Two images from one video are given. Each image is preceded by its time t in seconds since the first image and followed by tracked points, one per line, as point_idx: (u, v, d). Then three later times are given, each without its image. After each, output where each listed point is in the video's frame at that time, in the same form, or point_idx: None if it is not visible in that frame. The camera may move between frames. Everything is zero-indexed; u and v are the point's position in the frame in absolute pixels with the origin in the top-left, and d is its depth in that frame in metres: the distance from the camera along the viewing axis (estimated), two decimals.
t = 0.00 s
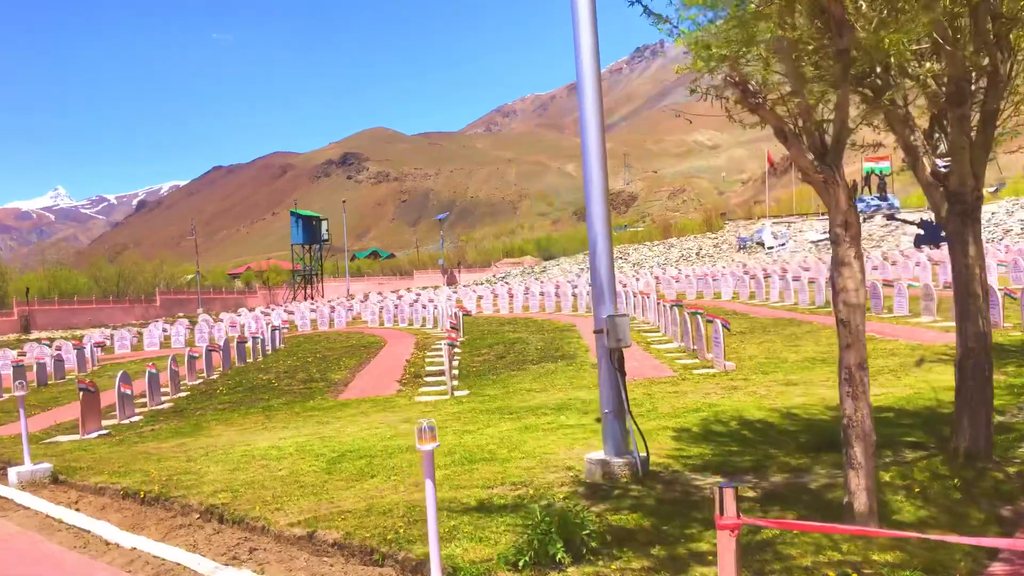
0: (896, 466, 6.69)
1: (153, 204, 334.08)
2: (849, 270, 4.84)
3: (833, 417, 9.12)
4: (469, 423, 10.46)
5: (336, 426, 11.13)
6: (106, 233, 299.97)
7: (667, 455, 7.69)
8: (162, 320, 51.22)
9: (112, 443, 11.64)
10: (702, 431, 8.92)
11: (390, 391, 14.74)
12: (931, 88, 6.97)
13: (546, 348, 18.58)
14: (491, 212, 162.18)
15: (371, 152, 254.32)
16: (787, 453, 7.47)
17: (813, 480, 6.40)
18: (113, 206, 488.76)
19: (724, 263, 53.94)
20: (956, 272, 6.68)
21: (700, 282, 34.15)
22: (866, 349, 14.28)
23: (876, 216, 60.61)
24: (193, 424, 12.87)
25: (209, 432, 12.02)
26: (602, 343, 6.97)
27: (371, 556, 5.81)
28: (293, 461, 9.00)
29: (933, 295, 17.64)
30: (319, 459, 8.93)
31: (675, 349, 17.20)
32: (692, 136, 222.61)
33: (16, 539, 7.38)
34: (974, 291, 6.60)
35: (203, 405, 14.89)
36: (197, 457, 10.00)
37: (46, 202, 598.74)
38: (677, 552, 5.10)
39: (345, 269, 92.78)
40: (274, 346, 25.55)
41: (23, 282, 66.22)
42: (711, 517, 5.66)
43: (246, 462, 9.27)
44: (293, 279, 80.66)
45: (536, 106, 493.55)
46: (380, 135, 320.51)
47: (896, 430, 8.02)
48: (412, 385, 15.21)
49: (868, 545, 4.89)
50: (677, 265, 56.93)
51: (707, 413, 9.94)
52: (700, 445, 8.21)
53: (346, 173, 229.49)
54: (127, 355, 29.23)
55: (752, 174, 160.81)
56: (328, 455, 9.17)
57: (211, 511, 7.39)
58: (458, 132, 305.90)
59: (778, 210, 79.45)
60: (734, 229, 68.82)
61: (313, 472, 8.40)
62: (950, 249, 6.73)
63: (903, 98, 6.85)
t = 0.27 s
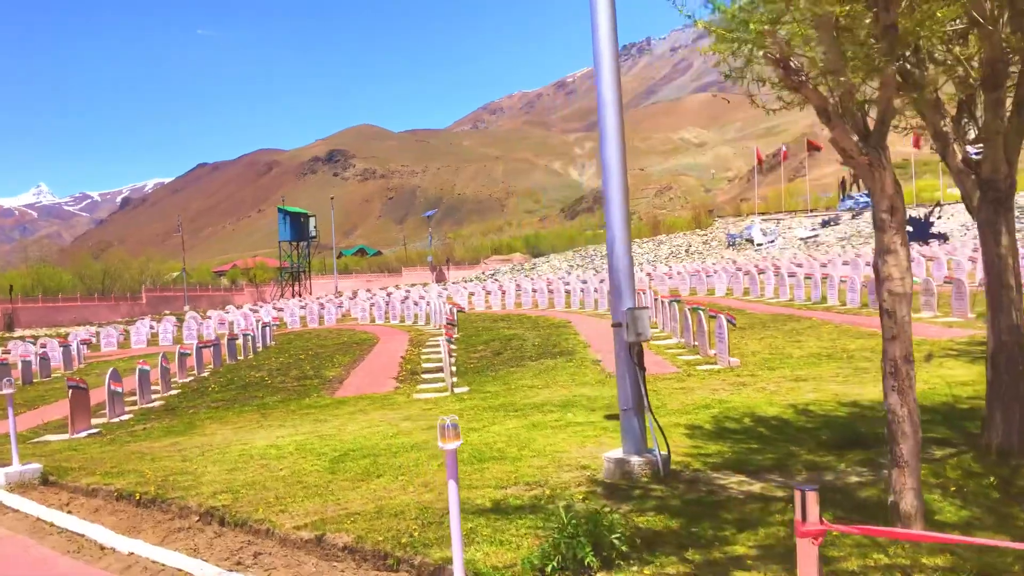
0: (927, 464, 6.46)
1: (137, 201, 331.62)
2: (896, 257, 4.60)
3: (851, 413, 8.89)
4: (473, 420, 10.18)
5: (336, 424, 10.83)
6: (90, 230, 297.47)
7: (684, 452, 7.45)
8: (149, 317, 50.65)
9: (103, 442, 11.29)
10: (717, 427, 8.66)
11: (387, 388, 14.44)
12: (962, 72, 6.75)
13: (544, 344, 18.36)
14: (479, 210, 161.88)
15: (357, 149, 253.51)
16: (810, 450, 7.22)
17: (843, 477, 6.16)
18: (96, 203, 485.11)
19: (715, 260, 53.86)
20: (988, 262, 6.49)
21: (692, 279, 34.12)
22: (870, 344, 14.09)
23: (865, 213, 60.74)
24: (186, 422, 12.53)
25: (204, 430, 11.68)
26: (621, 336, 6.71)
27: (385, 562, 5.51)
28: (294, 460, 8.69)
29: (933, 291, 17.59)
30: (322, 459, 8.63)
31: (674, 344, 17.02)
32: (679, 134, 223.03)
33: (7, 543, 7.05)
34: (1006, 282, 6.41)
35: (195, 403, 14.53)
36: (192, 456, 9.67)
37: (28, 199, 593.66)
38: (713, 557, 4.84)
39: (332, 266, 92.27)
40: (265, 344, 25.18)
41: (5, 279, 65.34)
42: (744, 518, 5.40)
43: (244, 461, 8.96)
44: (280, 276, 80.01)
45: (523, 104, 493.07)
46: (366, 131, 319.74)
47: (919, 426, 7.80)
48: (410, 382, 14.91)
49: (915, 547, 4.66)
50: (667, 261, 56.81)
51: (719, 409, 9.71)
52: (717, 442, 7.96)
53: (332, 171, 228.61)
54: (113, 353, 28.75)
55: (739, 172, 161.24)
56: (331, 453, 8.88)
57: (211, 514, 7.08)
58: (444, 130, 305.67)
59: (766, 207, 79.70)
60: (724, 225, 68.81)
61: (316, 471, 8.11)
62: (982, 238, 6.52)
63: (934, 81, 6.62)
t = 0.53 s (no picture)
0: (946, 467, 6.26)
1: (112, 195, 327.59)
2: (935, 257, 4.39)
3: (858, 414, 8.69)
4: (468, 422, 9.91)
5: (327, 425, 10.53)
6: (63, 225, 293.31)
7: (693, 453, 7.23)
8: (125, 313, 49.86)
9: (82, 443, 10.89)
10: (722, 428, 8.44)
11: (376, 387, 14.15)
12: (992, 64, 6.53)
13: (534, 341, 18.14)
14: (458, 205, 161.33)
15: (336, 143, 252.03)
16: (823, 453, 7.00)
17: (862, 482, 5.96)
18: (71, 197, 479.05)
19: (697, 256, 53.88)
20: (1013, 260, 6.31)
21: (677, 275, 34.11)
22: (865, 342, 13.97)
23: (845, 209, 61.07)
24: (169, 423, 12.18)
25: (189, 431, 11.32)
26: (632, 337, 6.48)
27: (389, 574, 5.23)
28: (286, 463, 8.39)
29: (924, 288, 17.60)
30: (315, 462, 8.33)
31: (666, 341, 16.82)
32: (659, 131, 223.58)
33: None
34: None
35: (178, 402, 14.15)
36: (178, 458, 9.33)
37: None
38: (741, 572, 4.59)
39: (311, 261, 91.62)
40: (246, 340, 24.76)
41: None
42: (768, 526, 5.17)
43: (233, 465, 8.65)
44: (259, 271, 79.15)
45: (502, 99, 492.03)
46: (345, 125, 317.99)
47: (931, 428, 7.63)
48: (399, 380, 14.61)
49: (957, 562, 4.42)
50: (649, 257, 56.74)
51: (721, 409, 9.48)
52: (725, 444, 7.71)
53: (310, 165, 227.19)
54: (89, 350, 28.15)
55: (719, 169, 162.00)
56: (325, 456, 8.60)
57: (201, 521, 6.75)
58: (425, 125, 304.97)
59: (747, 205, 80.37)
60: (706, 221, 68.90)
61: (310, 475, 7.82)
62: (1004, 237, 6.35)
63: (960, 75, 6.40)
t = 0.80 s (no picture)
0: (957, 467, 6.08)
1: (72, 195, 321.56)
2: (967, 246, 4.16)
3: (854, 413, 8.53)
4: (452, 424, 9.60)
5: (306, 428, 10.15)
6: (21, 225, 287.34)
7: (694, 454, 7.00)
8: (86, 315, 48.74)
9: (45, 450, 10.38)
10: (717, 429, 8.22)
11: (352, 388, 13.78)
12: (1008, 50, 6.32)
13: (512, 342, 17.88)
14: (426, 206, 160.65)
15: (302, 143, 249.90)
16: (828, 454, 6.79)
17: (875, 483, 5.75)
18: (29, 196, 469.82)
19: (668, 256, 54.02)
20: None
21: (651, 276, 34.09)
22: (847, 340, 13.90)
23: (813, 211, 61.64)
24: (137, 427, 11.70)
25: (159, 436, 10.86)
26: (633, 336, 6.21)
27: None
28: (265, 469, 8.01)
29: (902, 288, 17.64)
30: (296, 467, 7.96)
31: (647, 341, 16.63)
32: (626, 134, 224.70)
33: None
34: None
35: (145, 406, 13.63)
36: (149, 465, 8.89)
37: None
38: None
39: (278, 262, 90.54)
40: (215, 341, 24.17)
41: None
42: (785, 532, 4.94)
43: (209, 470, 8.25)
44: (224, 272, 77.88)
45: (469, 100, 491.22)
46: (311, 126, 315.50)
47: (933, 427, 7.47)
48: (376, 382, 14.26)
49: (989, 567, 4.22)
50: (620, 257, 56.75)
51: (713, 409, 9.25)
52: (724, 446, 7.47)
53: (276, 165, 224.98)
54: (50, 353, 27.34)
55: (686, 171, 163.43)
56: (306, 460, 8.22)
57: (178, 532, 6.35)
58: (392, 126, 303.73)
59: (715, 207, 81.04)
60: (675, 222, 69.15)
61: (292, 482, 7.43)
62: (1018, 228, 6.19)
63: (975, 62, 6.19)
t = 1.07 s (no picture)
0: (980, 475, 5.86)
1: (42, 195, 317.01)
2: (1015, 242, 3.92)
3: (860, 419, 8.29)
4: (446, 429, 9.28)
5: (295, 434, 9.80)
6: None
7: (706, 459, 6.72)
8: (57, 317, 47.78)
9: (17, 458, 9.93)
10: (721, 434, 7.95)
11: (336, 392, 13.39)
12: None
13: (498, 345, 17.59)
14: (403, 207, 160.01)
15: (277, 143, 248.01)
16: (842, 462, 6.55)
17: (897, 494, 5.53)
18: None
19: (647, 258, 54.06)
20: None
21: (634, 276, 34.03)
22: (838, 342, 13.77)
23: (791, 212, 61.91)
24: (114, 434, 11.24)
25: (137, 443, 10.40)
26: (644, 338, 5.92)
27: None
28: (253, 478, 7.64)
29: (889, 289, 17.59)
30: (285, 476, 7.59)
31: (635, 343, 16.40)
32: (603, 137, 225.38)
33: None
34: None
35: (121, 411, 13.16)
36: (130, 473, 8.49)
37: None
38: None
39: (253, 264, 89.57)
40: (192, 345, 23.66)
41: None
42: (812, 547, 4.68)
43: (193, 480, 7.87)
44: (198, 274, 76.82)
45: (446, 102, 489.87)
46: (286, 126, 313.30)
47: (944, 432, 7.27)
48: (361, 386, 13.88)
49: None
50: (599, 259, 56.70)
51: (713, 413, 9.01)
52: (731, 452, 7.22)
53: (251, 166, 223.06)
54: (20, 356, 26.65)
55: (662, 173, 164.22)
56: (297, 467, 7.88)
57: (161, 546, 5.99)
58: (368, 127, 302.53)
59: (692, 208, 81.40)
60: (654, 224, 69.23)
61: (282, 491, 7.08)
62: None
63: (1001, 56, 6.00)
